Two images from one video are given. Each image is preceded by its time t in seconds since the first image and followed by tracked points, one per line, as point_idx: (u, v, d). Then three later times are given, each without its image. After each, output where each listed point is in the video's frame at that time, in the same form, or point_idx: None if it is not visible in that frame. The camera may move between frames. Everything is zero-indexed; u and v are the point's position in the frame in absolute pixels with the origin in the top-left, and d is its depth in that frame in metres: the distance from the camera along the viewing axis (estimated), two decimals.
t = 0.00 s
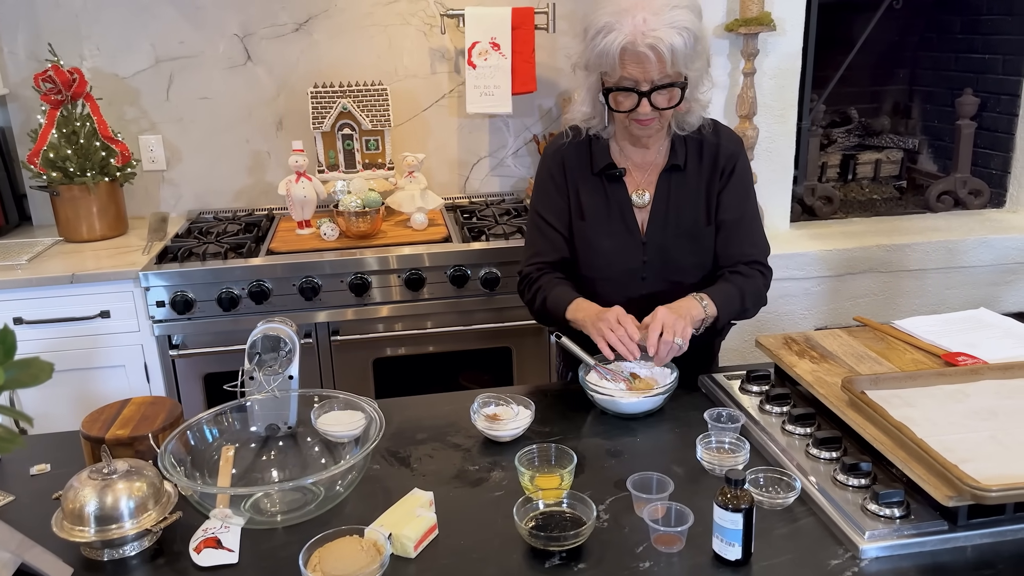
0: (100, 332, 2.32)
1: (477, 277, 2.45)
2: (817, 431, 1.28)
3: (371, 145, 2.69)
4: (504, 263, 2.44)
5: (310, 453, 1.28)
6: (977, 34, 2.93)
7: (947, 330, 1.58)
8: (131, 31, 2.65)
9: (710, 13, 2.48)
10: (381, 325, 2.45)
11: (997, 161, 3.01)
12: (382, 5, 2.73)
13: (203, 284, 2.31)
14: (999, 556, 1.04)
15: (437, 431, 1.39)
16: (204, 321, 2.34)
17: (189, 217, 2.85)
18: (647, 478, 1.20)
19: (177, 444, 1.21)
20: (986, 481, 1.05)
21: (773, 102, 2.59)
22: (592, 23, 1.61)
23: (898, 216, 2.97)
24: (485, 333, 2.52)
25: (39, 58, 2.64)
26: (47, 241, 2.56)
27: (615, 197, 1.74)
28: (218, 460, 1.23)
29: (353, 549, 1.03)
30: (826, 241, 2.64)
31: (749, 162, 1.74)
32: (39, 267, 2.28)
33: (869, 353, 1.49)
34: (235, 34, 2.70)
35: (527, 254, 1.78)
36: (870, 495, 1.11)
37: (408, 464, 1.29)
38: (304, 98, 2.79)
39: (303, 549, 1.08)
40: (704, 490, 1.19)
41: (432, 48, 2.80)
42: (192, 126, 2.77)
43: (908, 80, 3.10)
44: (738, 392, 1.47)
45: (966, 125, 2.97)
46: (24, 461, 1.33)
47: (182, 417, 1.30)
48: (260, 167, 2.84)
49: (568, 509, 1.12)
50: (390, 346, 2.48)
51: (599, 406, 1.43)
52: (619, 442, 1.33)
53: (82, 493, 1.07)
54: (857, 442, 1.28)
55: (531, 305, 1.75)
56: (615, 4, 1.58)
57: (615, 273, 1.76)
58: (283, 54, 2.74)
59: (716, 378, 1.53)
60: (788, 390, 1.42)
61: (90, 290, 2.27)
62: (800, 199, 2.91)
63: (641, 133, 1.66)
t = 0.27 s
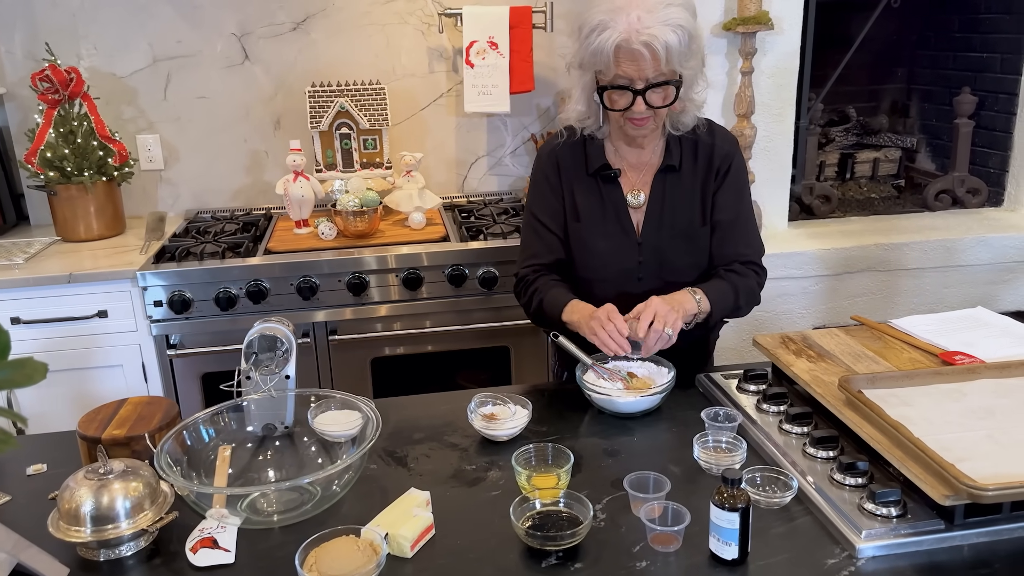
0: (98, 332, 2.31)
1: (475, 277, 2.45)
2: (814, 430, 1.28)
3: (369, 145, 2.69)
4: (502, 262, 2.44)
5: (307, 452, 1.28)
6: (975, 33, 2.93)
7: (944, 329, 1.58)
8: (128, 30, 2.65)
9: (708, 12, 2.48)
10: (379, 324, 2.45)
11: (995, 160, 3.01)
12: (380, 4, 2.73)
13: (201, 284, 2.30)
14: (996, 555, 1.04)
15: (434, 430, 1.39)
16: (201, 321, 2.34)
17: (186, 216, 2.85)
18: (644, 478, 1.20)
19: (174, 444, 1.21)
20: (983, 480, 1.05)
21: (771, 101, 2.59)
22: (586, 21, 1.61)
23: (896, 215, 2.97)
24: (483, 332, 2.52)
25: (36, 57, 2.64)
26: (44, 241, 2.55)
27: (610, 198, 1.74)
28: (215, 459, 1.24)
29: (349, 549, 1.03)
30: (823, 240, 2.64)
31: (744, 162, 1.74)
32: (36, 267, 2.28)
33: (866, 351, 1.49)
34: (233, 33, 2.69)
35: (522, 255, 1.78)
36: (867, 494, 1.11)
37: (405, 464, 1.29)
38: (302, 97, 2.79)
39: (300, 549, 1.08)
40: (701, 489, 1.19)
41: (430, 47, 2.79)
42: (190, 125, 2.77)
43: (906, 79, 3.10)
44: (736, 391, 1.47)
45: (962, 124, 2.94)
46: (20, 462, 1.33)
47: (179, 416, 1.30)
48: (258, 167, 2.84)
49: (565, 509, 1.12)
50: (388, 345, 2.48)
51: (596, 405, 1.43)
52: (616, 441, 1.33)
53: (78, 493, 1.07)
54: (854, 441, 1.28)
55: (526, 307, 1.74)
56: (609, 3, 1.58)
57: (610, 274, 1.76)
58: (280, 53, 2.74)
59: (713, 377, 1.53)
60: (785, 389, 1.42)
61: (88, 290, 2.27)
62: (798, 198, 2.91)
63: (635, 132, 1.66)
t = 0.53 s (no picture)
0: (97, 331, 2.31)
1: (474, 275, 2.45)
2: (813, 428, 1.28)
3: (367, 143, 2.69)
4: (501, 261, 2.44)
5: (305, 451, 1.28)
6: (974, 31, 2.93)
7: (943, 327, 1.58)
8: (127, 29, 2.65)
9: (707, 10, 2.47)
10: (379, 323, 2.45)
11: (994, 158, 3.01)
12: (379, 3, 2.73)
13: (199, 283, 2.30)
14: (994, 553, 1.04)
15: (432, 429, 1.39)
16: (200, 320, 2.34)
17: (185, 215, 2.84)
18: (643, 476, 1.20)
19: (172, 443, 1.20)
20: (982, 478, 1.05)
21: (770, 100, 2.59)
22: (585, 18, 1.61)
23: (895, 213, 2.97)
24: (482, 331, 2.52)
25: (34, 57, 2.64)
26: (43, 241, 2.55)
27: (608, 197, 1.74)
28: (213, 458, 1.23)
29: (347, 548, 1.03)
30: (822, 238, 2.64)
31: (743, 163, 1.75)
32: (35, 266, 2.28)
33: (865, 349, 1.49)
34: (231, 32, 2.69)
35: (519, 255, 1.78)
36: (866, 492, 1.11)
37: (404, 463, 1.29)
38: (301, 96, 2.79)
39: (297, 547, 1.08)
40: (700, 487, 1.19)
41: (428, 46, 2.79)
42: (188, 124, 2.76)
43: (905, 77, 3.07)
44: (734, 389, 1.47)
45: (962, 122, 2.96)
46: (18, 461, 1.33)
47: (177, 415, 1.30)
48: (257, 166, 2.84)
49: (564, 507, 1.12)
50: (387, 344, 2.48)
51: (595, 404, 1.43)
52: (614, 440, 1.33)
53: (76, 492, 1.07)
54: (853, 439, 1.28)
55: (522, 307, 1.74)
56: None
57: (608, 274, 1.75)
58: (279, 52, 2.73)
59: (711, 375, 1.53)
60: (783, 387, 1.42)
61: (86, 289, 2.27)
62: (797, 196, 2.91)
63: (634, 131, 1.65)
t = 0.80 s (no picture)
0: (97, 331, 2.31)
1: (474, 274, 2.45)
2: (814, 426, 1.28)
3: (367, 142, 2.69)
4: (501, 260, 2.44)
5: (305, 450, 1.27)
6: (974, 29, 2.93)
7: (944, 325, 1.57)
8: (126, 28, 2.64)
9: (707, 8, 2.47)
10: (379, 322, 2.45)
11: (994, 156, 3.01)
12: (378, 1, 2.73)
13: (199, 282, 2.30)
14: (995, 551, 1.03)
15: (433, 428, 1.39)
16: (200, 319, 2.34)
17: (185, 215, 2.84)
18: (644, 474, 1.20)
19: (172, 443, 1.20)
20: (983, 476, 1.05)
21: (770, 98, 2.58)
22: (588, 12, 1.61)
23: (895, 211, 2.97)
24: (482, 330, 2.52)
25: (34, 56, 2.63)
26: (42, 241, 2.55)
27: (608, 196, 1.73)
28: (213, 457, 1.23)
29: (347, 547, 1.02)
30: (822, 237, 2.64)
31: (744, 162, 1.74)
32: (35, 266, 2.27)
33: (866, 347, 1.49)
34: (231, 31, 2.69)
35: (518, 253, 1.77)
36: (867, 490, 1.11)
37: (404, 462, 1.29)
38: (301, 95, 2.78)
39: (297, 546, 1.08)
40: (700, 485, 1.19)
41: (428, 44, 2.79)
42: (188, 123, 2.76)
43: (906, 75, 3.09)
44: (735, 387, 1.46)
45: (961, 120, 2.95)
46: (18, 460, 1.33)
47: (176, 415, 1.29)
48: (257, 165, 2.84)
49: (564, 506, 1.12)
50: (387, 343, 2.48)
51: (595, 402, 1.43)
52: (614, 439, 1.32)
53: (76, 491, 1.07)
54: (854, 437, 1.28)
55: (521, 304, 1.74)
56: None
57: (609, 274, 1.75)
58: (278, 51, 2.73)
59: (712, 373, 1.52)
60: (784, 385, 1.41)
61: (86, 289, 2.26)
62: (797, 195, 2.91)
63: (636, 127, 1.65)
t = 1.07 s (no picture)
0: (97, 331, 2.31)
1: (475, 274, 2.44)
2: (815, 425, 1.28)
3: (367, 142, 2.68)
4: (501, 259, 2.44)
5: (306, 449, 1.27)
6: (975, 27, 2.92)
7: (946, 323, 1.57)
8: (126, 27, 2.64)
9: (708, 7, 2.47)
10: (380, 321, 2.45)
11: (995, 154, 3.00)
12: None
13: (200, 281, 2.30)
14: (997, 549, 1.03)
15: (434, 427, 1.39)
16: (201, 319, 2.34)
17: (186, 214, 2.84)
18: (645, 473, 1.19)
19: (172, 443, 1.20)
20: (985, 474, 1.05)
21: (771, 96, 2.58)
22: (591, 9, 1.61)
23: (896, 209, 2.97)
24: (483, 329, 2.51)
25: (34, 56, 2.63)
26: (43, 241, 2.55)
27: (610, 196, 1.73)
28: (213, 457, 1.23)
29: (348, 546, 1.02)
30: (823, 235, 2.64)
31: (747, 165, 1.76)
32: (36, 265, 2.27)
33: (867, 346, 1.49)
34: (231, 31, 2.69)
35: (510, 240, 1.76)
36: (868, 488, 1.11)
37: (405, 461, 1.29)
38: (301, 94, 2.78)
39: (298, 546, 1.08)
40: (701, 484, 1.19)
41: (428, 43, 2.79)
42: (188, 123, 2.76)
43: (906, 73, 3.08)
44: (736, 385, 1.46)
45: (963, 118, 2.97)
46: (19, 460, 1.33)
47: (177, 414, 1.29)
48: (257, 165, 2.84)
49: (565, 505, 1.12)
50: (388, 343, 2.48)
51: (596, 401, 1.43)
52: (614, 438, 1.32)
53: (76, 491, 1.07)
54: (855, 436, 1.28)
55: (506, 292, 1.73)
56: None
57: (609, 274, 1.75)
58: (278, 50, 2.73)
59: (713, 372, 1.52)
60: (785, 384, 1.41)
61: (87, 289, 2.27)
62: (798, 193, 2.91)
63: (640, 126, 1.64)
